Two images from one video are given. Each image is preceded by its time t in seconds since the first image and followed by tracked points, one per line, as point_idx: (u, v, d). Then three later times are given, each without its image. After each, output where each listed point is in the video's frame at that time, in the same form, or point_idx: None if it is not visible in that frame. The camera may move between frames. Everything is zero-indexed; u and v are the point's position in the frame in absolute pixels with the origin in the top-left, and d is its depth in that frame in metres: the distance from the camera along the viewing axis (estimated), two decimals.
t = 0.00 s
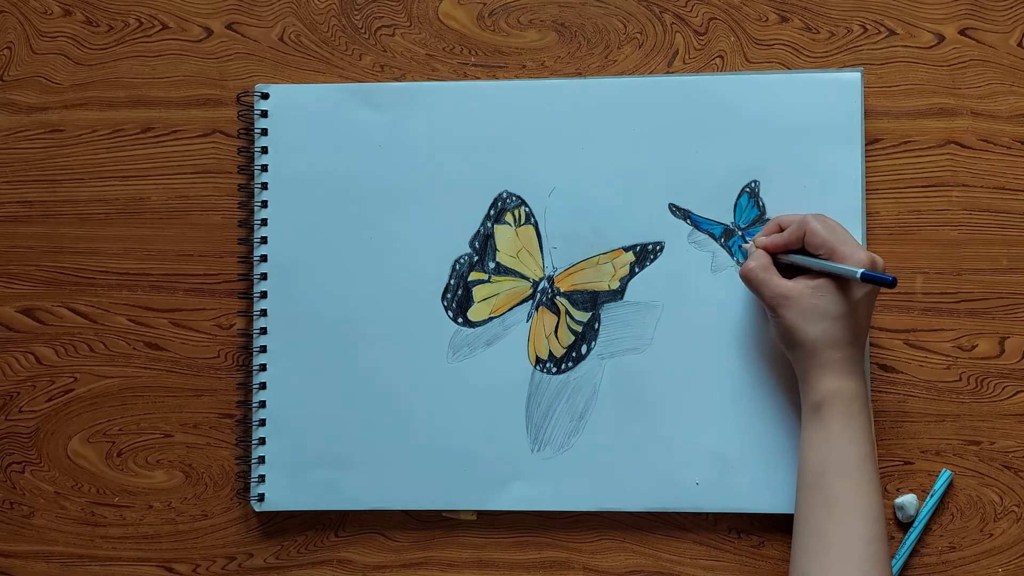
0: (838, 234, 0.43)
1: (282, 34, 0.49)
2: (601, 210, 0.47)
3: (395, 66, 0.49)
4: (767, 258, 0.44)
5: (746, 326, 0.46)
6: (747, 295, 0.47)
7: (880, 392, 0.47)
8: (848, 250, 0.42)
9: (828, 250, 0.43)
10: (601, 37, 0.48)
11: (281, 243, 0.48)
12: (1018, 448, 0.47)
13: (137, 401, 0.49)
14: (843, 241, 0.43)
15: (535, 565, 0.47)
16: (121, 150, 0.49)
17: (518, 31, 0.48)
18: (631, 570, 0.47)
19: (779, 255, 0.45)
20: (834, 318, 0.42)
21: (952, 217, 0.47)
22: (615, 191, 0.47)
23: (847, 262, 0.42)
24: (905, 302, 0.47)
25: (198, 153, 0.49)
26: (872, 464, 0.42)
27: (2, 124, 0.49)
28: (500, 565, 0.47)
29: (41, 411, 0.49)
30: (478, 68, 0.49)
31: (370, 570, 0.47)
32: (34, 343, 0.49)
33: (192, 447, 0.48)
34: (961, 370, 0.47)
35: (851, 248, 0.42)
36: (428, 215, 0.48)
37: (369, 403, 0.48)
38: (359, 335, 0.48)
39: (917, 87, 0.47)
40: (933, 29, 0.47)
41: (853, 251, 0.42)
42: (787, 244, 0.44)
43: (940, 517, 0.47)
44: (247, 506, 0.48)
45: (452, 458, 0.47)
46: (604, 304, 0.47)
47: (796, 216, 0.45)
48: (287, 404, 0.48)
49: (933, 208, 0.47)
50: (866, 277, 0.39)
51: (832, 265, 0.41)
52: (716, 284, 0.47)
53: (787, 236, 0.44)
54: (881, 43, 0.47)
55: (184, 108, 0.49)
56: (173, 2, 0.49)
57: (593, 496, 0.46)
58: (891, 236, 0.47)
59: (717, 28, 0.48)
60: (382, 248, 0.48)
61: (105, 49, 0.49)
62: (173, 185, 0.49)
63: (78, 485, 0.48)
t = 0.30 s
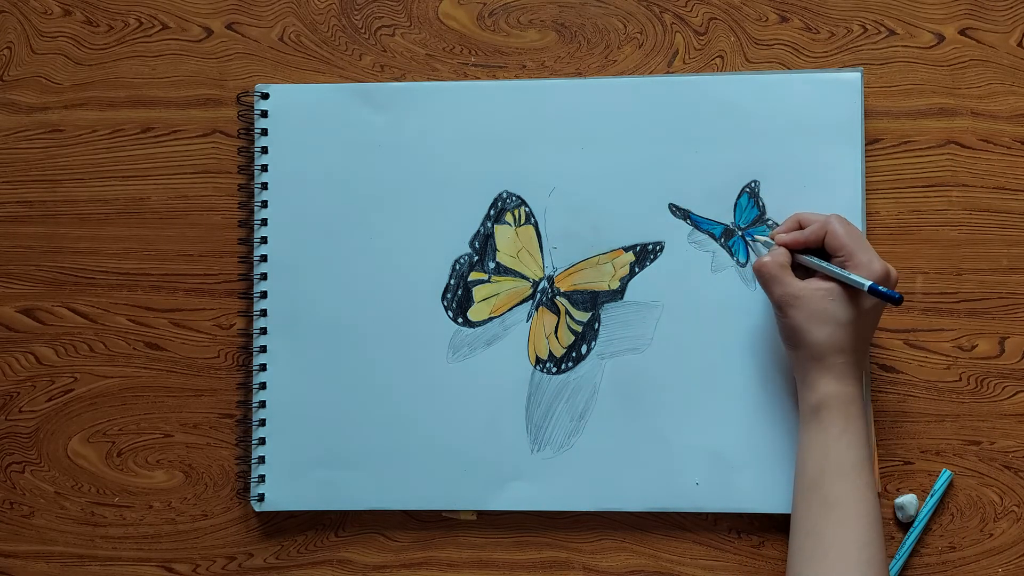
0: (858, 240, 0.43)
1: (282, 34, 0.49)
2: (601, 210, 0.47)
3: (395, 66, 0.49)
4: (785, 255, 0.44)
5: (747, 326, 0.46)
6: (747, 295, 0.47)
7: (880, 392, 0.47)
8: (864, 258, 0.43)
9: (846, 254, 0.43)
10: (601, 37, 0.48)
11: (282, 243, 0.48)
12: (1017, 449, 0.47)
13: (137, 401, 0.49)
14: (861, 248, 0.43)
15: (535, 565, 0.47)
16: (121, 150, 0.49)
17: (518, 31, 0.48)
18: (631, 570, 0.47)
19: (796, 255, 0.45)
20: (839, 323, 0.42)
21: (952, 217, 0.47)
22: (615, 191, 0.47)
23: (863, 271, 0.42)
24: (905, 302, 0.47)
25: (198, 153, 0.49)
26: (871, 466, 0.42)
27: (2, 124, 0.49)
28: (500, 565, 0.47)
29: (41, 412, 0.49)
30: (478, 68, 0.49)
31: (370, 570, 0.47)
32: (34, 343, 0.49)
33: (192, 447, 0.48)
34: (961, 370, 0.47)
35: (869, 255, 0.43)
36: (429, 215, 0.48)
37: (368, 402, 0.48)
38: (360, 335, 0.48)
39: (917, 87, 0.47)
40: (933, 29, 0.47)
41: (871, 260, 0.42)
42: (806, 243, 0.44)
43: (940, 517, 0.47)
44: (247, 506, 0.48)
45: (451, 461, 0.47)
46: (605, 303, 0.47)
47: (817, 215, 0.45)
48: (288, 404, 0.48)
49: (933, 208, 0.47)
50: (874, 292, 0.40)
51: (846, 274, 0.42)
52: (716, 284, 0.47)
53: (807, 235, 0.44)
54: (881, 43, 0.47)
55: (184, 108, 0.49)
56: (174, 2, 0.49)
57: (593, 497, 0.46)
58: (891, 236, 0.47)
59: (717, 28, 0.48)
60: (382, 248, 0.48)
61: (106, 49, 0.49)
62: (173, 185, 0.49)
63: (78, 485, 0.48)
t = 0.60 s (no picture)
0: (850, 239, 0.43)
1: (282, 34, 0.49)
2: (601, 210, 0.47)
3: (395, 66, 0.49)
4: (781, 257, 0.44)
5: (747, 326, 0.46)
6: (747, 295, 0.47)
7: (880, 392, 0.47)
8: (858, 256, 0.43)
9: (842, 254, 0.43)
10: (601, 37, 0.48)
11: (282, 243, 0.48)
12: (1018, 448, 0.47)
13: (137, 401, 0.49)
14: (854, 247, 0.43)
15: (535, 565, 0.47)
16: (121, 150, 0.49)
17: (518, 31, 0.48)
18: (631, 570, 0.47)
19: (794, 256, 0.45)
20: (839, 323, 0.42)
21: (952, 217, 0.47)
22: (615, 191, 0.47)
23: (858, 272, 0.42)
24: (905, 302, 0.47)
25: (198, 153, 0.49)
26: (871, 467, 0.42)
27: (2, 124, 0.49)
28: (500, 565, 0.47)
29: (42, 412, 0.49)
30: (478, 68, 0.49)
31: (370, 570, 0.48)
32: (34, 343, 0.49)
33: (192, 447, 0.48)
34: (961, 370, 0.47)
35: (863, 252, 0.43)
36: (429, 215, 0.48)
37: (368, 403, 0.48)
38: (360, 335, 0.48)
39: (917, 87, 0.47)
40: (932, 29, 0.47)
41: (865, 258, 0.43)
42: (801, 245, 0.44)
43: (940, 517, 0.47)
44: (247, 506, 0.48)
45: (451, 460, 0.47)
46: (605, 303, 0.47)
47: (811, 216, 0.45)
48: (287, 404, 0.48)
49: (933, 208, 0.47)
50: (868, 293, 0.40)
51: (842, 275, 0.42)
52: (715, 283, 0.47)
53: (802, 236, 0.44)
54: (881, 43, 0.47)
55: (184, 108, 0.49)
56: (174, 3, 0.49)
57: (594, 497, 0.46)
58: (891, 236, 0.47)
59: (717, 28, 0.48)
60: (383, 247, 0.48)
61: (105, 49, 0.49)
62: (173, 185, 0.49)
63: (78, 485, 0.48)
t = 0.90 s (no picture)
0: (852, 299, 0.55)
1: (339, 82, 0.62)
2: (585, 229, 0.60)
3: (427, 111, 0.62)
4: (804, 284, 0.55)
5: (695, 325, 0.60)
6: (696, 300, 0.60)
7: (798, 380, 0.60)
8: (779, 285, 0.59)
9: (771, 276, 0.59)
10: (589, 93, 0.61)
11: (333, 247, 0.61)
12: (904, 428, 0.60)
13: (217, 365, 0.63)
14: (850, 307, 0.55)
15: (523, 505, 0.61)
16: (210, 169, 0.63)
17: (524, 87, 0.62)
18: (597, 511, 0.61)
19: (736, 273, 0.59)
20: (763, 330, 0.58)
21: (860, 244, 0.60)
22: (595, 215, 0.60)
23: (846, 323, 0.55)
24: (820, 310, 0.60)
25: (271, 173, 0.63)
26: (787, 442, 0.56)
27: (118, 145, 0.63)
28: (495, 504, 0.61)
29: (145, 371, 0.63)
30: (492, 114, 0.62)
31: (396, 504, 0.61)
32: (138, 317, 0.63)
33: (259, 403, 0.62)
34: (862, 365, 0.60)
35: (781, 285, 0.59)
36: (449, 228, 0.61)
37: (397, 374, 0.61)
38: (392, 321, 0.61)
39: (835, 141, 0.60)
40: (849, 97, 0.60)
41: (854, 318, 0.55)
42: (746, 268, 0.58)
43: (842, 480, 0.60)
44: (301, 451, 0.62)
45: (460, 422, 0.61)
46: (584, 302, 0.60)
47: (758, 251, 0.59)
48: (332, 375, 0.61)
49: (845, 237, 0.60)
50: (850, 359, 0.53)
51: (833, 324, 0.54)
52: (671, 290, 0.60)
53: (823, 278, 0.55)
54: (808, 106, 0.60)
55: (261, 137, 0.63)
56: (255, 54, 0.63)
57: (571, 454, 0.60)
58: (811, 257, 0.60)
59: (680, 90, 0.61)
60: (413, 252, 0.61)
61: (201, 89, 0.63)
62: (250, 197, 0.63)
63: (171, 429, 0.62)
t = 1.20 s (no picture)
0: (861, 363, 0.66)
1: (380, 116, 0.77)
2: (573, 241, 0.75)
3: (450, 142, 0.77)
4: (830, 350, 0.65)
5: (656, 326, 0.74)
6: (661, 304, 0.74)
7: (741, 371, 0.75)
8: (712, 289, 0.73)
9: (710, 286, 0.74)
10: (581, 133, 0.76)
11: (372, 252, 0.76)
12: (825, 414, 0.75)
13: (269, 341, 0.78)
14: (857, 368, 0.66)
15: (517, 464, 0.76)
16: (272, 182, 0.78)
17: (529, 125, 0.76)
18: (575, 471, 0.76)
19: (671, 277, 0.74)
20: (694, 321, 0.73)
21: (795, 264, 0.75)
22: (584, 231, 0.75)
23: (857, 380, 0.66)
24: (761, 315, 0.75)
25: (321, 187, 0.77)
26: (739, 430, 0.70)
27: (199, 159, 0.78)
28: (493, 461, 0.76)
29: (210, 343, 0.78)
30: (502, 147, 0.76)
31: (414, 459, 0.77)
32: (206, 300, 0.78)
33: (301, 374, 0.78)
34: (793, 361, 0.75)
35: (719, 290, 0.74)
36: (465, 238, 0.75)
37: (420, 356, 0.75)
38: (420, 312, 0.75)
39: (779, 180, 0.75)
40: (791, 144, 0.75)
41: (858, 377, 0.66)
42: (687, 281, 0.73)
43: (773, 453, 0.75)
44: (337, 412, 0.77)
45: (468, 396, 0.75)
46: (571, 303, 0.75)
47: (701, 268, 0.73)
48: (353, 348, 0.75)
49: (783, 257, 0.75)
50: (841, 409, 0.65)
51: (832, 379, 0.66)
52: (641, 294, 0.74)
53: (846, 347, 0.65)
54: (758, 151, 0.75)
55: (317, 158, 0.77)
56: (315, 91, 0.78)
57: (555, 424, 0.75)
58: (756, 272, 0.75)
59: (655, 133, 0.76)
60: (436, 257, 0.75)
61: (268, 116, 0.78)
62: (303, 206, 0.77)
63: (228, 392, 0.78)
